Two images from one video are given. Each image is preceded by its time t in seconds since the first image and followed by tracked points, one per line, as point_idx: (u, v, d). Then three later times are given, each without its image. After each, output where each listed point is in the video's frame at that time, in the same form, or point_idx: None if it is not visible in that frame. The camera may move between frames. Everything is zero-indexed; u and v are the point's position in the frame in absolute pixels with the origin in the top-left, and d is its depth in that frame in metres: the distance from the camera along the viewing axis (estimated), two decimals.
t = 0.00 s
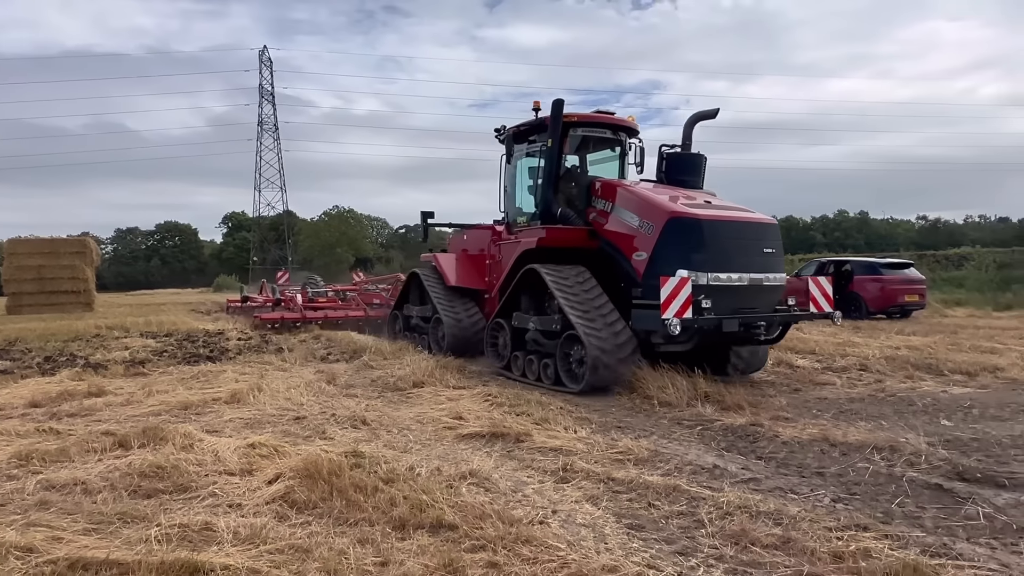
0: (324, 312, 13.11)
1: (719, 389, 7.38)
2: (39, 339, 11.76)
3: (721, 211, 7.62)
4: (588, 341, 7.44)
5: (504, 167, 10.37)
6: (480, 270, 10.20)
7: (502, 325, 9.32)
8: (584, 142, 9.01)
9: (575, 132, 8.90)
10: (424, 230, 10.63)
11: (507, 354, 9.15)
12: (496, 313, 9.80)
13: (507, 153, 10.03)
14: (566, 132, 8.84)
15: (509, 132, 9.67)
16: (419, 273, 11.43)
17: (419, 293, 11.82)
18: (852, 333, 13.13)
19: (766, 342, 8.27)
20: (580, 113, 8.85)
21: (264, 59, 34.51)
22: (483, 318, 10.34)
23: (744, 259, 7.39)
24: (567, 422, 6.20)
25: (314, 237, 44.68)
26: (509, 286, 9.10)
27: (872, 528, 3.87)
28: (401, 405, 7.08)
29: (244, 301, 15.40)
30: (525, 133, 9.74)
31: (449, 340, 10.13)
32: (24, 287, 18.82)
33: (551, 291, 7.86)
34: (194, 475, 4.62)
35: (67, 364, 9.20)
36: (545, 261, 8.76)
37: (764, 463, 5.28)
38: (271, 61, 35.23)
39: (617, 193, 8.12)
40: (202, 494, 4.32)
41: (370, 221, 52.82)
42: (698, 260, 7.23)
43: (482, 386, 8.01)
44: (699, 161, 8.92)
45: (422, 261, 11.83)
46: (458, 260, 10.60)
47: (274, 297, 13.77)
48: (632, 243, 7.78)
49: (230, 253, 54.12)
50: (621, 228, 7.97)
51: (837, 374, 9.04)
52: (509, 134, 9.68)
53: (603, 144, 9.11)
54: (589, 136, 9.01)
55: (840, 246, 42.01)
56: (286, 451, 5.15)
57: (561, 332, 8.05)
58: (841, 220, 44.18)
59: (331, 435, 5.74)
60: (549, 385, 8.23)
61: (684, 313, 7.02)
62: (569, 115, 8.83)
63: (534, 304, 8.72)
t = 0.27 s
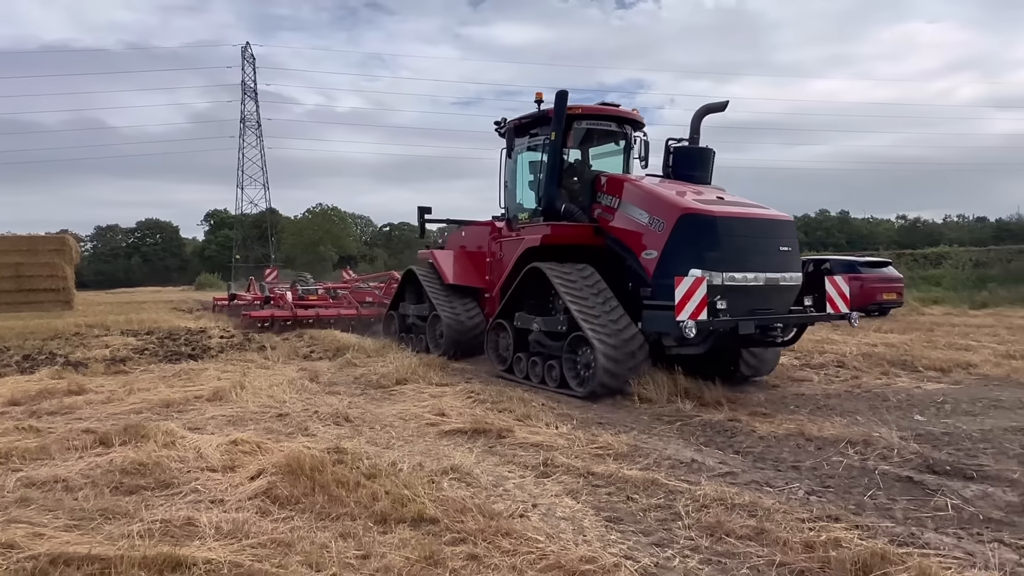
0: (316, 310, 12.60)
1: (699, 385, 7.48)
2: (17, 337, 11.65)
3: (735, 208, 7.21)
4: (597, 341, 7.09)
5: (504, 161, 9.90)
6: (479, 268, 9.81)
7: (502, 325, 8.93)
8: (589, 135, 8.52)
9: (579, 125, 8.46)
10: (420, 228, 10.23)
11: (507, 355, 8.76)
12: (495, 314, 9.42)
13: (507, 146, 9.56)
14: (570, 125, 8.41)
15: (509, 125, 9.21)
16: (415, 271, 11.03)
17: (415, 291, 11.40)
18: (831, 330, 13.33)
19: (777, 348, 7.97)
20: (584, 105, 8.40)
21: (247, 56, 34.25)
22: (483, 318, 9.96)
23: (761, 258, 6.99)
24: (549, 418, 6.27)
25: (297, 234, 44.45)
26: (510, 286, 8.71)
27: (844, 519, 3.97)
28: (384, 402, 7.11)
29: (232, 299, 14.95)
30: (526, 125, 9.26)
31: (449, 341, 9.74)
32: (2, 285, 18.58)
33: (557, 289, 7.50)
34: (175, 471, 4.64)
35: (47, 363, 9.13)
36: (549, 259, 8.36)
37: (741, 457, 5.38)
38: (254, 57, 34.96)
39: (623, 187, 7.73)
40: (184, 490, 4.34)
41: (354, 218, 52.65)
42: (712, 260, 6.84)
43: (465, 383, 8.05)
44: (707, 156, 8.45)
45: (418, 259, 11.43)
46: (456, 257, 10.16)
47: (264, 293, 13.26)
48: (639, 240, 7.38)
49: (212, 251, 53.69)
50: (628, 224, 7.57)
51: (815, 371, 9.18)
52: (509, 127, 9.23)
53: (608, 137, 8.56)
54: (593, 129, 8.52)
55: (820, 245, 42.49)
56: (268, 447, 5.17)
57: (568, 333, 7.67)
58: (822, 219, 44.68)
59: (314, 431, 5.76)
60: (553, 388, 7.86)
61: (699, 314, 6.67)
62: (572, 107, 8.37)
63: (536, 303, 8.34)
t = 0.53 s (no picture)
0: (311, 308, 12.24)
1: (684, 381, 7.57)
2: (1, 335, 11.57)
3: (760, 203, 6.75)
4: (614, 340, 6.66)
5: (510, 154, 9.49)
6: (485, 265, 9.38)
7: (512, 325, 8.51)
8: (601, 127, 8.05)
9: (590, 117, 7.99)
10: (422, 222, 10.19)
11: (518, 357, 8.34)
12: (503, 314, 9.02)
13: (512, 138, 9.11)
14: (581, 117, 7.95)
15: (516, 116, 8.77)
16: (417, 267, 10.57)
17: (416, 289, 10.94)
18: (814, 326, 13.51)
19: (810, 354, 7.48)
20: (596, 95, 7.94)
21: (232, 52, 34.05)
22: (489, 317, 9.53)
23: (788, 257, 6.54)
24: (535, 413, 6.34)
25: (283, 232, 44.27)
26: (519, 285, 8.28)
27: (822, 509, 4.07)
28: (372, 398, 7.15)
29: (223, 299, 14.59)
30: (536, 116, 8.76)
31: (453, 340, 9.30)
32: None
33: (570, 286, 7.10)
34: (164, 467, 4.66)
35: (31, 361, 9.08)
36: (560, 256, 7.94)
37: (724, 450, 5.47)
38: (239, 54, 34.73)
39: (637, 181, 7.32)
40: (173, 485, 4.37)
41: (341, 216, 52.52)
42: (735, 258, 6.39)
43: (452, 379, 8.11)
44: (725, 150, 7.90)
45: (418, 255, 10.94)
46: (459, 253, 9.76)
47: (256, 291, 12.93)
48: (657, 235, 6.95)
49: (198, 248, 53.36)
50: (644, 219, 7.13)
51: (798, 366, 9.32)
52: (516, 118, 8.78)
53: (619, 130, 8.10)
54: (605, 120, 8.04)
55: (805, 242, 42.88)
56: (256, 443, 5.21)
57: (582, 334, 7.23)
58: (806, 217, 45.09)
59: (302, 427, 5.80)
60: (567, 391, 7.44)
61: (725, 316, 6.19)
62: (584, 97, 7.90)
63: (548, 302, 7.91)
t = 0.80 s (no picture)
0: (310, 307, 11.96)
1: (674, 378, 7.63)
2: None
3: (793, 201, 6.39)
4: (640, 345, 6.28)
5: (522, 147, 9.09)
6: (497, 263, 8.99)
7: (525, 328, 8.11)
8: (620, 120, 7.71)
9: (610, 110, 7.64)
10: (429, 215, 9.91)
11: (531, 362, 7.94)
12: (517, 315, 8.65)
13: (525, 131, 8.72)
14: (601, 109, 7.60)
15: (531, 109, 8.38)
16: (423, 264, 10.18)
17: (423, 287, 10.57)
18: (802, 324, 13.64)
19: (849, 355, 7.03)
20: (616, 87, 7.58)
21: (221, 49, 33.90)
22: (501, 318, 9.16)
23: (823, 258, 6.18)
24: (526, 410, 6.39)
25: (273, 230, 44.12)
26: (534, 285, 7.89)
27: (808, 503, 4.14)
28: (363, 396, 7.17)
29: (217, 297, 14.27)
30: (551, 107, 8.32)
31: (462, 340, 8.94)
32: None
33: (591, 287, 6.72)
34: (156, 465, 4.68)
35: (20, 360, 9.04)
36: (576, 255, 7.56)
37: (713, 446, 5.54)
38: (227, 51, 34.54)
39: (659, 176, 6.98)
40: (165, 483, 4.39)
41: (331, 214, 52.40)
42: (768, 260, 6.02)
43: (443, 377, 8.14)
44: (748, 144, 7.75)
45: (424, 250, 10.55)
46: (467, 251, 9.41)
47: (253, 289, 12.57)
48: (683, 234, 6.58)
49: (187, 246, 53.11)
50: (668, 217, 6.77)
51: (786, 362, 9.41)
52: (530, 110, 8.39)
53: (639, 123, 7.77)
54: (626, 113, 7.70)
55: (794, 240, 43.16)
56: (249, 441, 5.22)
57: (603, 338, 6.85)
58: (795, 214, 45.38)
59: (294, 425, 5.83)
60: (586, 398, 7.04)
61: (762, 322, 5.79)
62: (605, 88, 7.54)
63: (564, 303, 7.52)
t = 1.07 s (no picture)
0: (315, 305, 11.70)
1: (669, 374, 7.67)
2: None
3: (837, 196, 6.07)
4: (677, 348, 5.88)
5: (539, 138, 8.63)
6: (513, 261, 8.60)
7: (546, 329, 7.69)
8: (647, 110, 7.36)
9: (636, 99, 7.30)
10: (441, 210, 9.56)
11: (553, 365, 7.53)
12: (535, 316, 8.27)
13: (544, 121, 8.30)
14: (627, 98, 7.24)
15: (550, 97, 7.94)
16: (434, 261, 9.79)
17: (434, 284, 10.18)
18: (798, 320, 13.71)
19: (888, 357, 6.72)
20: (644, 75, 7.25)
21: (213, 46, 33.80)
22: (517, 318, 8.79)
23: (871, 257, 5.87)
24: (522, 407, 6.42)
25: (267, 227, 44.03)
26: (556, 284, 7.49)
27: (802, 497, 4.18)
28: (360, 393, 7.19)
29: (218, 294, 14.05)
30: (573, 97, 7.87)
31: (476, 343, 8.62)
32: None
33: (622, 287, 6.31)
34: (154, 463, 4.69)
35: (15, 358, 9.03)
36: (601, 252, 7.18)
37: (708, 442, 5.58)
38: (220, 48, 34.43)
39: (690, 169, 6.61)
40: (163, 481, 4.40)
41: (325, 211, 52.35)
42: (815, 258, 5.71)
43: (439, 374, 8.17)
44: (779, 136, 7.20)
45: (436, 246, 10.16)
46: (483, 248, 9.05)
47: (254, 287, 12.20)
48: (720, 230, 6.23)
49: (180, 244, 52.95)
50: (703, 212, 6.40)
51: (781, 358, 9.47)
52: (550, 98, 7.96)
53: (665, 114, 7.45)
54: (652, 103, 7.39)
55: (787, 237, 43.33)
56: (246, 439, 5.24)
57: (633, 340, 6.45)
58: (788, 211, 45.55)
59: (291, 423, 5.84)
60: (616, 404, 6.65)
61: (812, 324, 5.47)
62: (632, 76, 7.20)
63: (589, 303, 7.10)
